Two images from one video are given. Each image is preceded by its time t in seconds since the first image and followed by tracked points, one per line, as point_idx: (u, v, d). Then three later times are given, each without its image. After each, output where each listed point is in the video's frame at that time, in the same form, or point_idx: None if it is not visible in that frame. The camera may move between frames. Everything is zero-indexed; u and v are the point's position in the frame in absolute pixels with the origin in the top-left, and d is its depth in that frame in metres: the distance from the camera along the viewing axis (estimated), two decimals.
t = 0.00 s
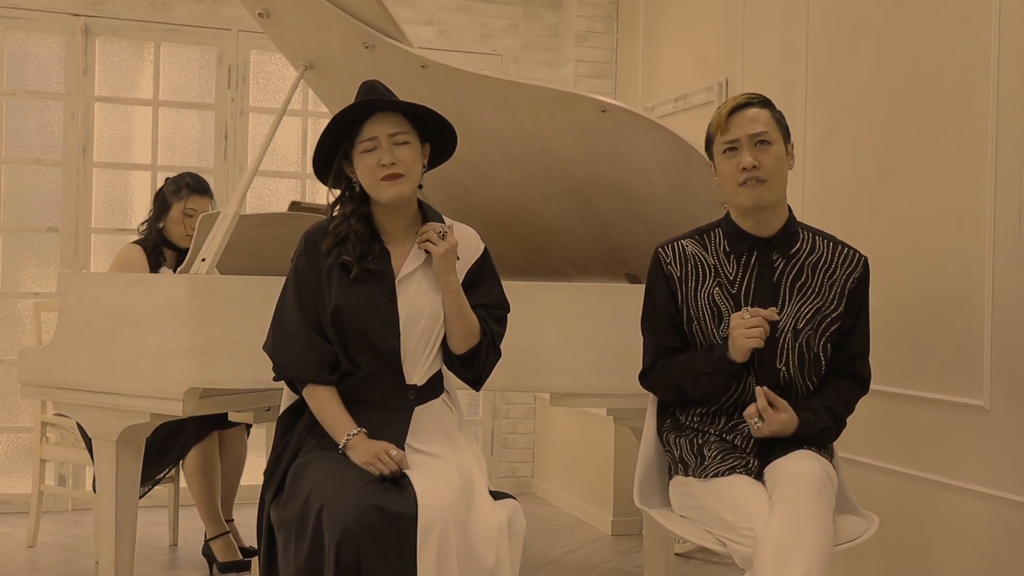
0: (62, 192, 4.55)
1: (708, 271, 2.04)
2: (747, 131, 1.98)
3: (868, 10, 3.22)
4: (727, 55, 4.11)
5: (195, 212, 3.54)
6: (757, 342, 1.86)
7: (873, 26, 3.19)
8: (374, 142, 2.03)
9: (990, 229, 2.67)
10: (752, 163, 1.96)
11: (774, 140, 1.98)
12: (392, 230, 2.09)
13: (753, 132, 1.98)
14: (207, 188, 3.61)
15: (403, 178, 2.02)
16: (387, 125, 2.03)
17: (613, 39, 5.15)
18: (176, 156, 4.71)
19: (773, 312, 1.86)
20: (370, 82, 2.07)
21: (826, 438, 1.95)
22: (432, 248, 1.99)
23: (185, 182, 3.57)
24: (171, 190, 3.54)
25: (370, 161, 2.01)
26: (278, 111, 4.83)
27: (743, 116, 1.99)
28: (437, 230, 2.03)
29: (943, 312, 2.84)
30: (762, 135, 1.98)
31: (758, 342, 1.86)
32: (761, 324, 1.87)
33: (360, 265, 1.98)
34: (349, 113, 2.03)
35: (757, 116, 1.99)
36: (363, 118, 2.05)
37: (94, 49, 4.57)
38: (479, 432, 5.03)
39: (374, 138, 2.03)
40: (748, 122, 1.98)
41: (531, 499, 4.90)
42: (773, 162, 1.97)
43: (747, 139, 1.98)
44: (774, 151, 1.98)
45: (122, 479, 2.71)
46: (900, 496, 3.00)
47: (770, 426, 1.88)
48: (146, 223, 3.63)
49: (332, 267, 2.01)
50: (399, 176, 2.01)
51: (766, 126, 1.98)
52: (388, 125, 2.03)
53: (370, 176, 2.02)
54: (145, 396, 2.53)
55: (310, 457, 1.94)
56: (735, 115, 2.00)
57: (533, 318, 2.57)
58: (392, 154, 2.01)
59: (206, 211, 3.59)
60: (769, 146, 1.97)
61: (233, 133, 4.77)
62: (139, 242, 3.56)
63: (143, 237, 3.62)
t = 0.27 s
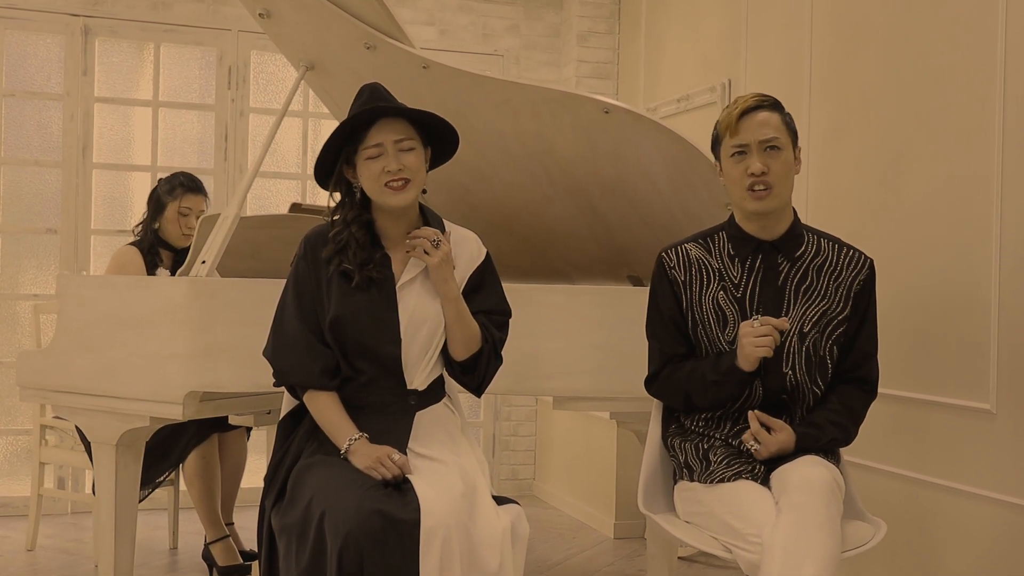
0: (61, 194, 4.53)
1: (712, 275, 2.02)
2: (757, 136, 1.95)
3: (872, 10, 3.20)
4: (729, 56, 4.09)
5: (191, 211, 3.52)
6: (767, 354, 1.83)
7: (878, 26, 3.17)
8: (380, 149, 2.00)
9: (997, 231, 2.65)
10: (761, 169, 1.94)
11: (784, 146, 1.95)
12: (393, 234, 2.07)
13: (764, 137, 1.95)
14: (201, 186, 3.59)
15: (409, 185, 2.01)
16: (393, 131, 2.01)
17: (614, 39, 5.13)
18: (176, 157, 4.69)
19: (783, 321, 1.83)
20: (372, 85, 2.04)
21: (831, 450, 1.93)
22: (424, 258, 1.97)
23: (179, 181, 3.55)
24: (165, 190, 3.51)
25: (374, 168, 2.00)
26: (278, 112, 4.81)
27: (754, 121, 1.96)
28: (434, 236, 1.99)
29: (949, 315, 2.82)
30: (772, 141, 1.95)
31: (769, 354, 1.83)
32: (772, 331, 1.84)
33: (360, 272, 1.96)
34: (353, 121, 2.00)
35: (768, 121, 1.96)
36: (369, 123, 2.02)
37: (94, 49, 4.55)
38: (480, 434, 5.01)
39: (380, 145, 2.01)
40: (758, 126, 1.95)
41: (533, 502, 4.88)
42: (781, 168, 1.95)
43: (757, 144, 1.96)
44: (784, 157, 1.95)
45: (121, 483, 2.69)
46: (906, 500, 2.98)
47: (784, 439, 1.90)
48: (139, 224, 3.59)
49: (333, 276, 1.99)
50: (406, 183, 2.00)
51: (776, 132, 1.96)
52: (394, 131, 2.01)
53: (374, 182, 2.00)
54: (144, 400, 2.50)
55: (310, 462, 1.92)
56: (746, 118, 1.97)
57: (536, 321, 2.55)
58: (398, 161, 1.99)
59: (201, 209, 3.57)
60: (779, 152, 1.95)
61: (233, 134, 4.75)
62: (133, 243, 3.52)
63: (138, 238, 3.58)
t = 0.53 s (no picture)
0: (60, 195, 4.51)
1: (714, 276, 2.00)
2: (763, 135, 1.93)
3: (875, 11, 3.18)
4: (731, 57, 4.08)
5: (183, 209, 3.49)
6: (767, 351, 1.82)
7: (881, 27, 3.15)
8: (384, 155, 1.99)
9: (1001, 234, 2.64)
10: (765, 167, 1.92)
11: (788, 146, 1.94)
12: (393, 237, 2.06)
13: (768, 136, 1.93)
14: (191, 184, 3.57)
15: (413, 192, 1.99)
16: (397, 137, 1.99)
17: (616, 39, 5.11)
18: (175, 158, 4.67)
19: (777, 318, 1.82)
20: (376, 88, 2.02)
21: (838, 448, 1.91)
22: (411, 278, 1.94)
23: (170, 180, 3.53)
24: (157, 189, 3.49)
25: (379, 173, 1.98)
26: (278, 113, 4.79)
27: (759, 119, 1.94)
28: (417, 247, 1.96)
29: (953, 317, 2.81)
30: (777, 140, 1.93)
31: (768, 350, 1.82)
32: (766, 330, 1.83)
33: (361, 276, 1.95)
34: (358, 125, 1.98)
35: (773, 120, 1.94)
36: (373, 127, 2.00)
37: (93, 50, 4.53)
38: (481, 436, 4.99)
39: (384, 151, 1.99)
40: (764, 125, 1.94)
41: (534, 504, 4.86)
42: (785, 167, 1.93)
43: (761, 142, 1.94)
44: (788, 158, 1.94)
45: (119, 486, 2.68)
46: (909, 504, 2.96)
47: (783, 444, 1.87)
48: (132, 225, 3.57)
49: (333, 281, 1.97)
50: (410, 190, 1.99)
51: (780, 131, 1.94)
52: (399, 137, 1.99)
53: (378, 189, 1.98)
54: (143, 403, 2.49)
55: (310, 467, 1.90)
56: (751, 116, 1.95)
57: (537, 324, 2.54)
58: (402, 167, 1.98)
59: (193, 206, 3.54)
60: (783, 151, 1.93)
61: (233, 135, 4.73)
62: (127, 244, 3.50)
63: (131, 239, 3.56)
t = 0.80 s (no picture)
0: (59, 196, 4.50)
1: (715, 276, 1.98)
2: (766, 124, 1.94)
3: (878, 11, 3.16)
4: (733, 57, 4.06)
5: (174, 205, 3.49)
6: (767, 320, 1.78)
7: (883, 27, 3.13)
8: (380, 152, 1.97)
9: (1005, 236, 2.62)
10: (766, 150, 1.91)
11: (790, 137, 1.94)
12: (392, 237, 2.04)
13: (771, 125, 1.94)
14: (179, 180, 3.57)
15: (410, 193, 1.97)
16: (394, 136, 1.98)
17: (616, 40, 5.09)
18: (174, 159, 4.65)
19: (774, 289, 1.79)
20: (373, 87, 2.00)
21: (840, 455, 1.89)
22: (405, 283, 1.92)
23: (157, 178, 3.53)
24: (146, 189, 3.49)
25: (375, 173, 1.96)
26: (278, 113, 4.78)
27: (762, 110, 1.96)
28: (406, 253, 1.95)
29: (956, 320, 2.79)
30: (780, 130, 1.93)
31: (767, 320, 1.79)
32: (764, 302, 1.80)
33: (360, 276, 1.94)
34: (354, 125, 1.96)
35: (777, 113, 1.96)
36: (370, 128, 1.98)
37: (92, 50, 4.52)
38: (482, 438, 4.97)
39: (380, 148, 1.98)
40: (768, 115, 1.95)
41: (534, 507, 4.84)
42: (788, 155, 1.92)
43: (764, 131, 1.94)
44: (790, 147, 1.93)
45: (117, 489, 2.66)
46: (912, 507, 2.95)
47: (782, 452, 1.86)
48: (123, 228, 3.55)
49: (332, 281, 1.95)
50: (407, 191, 1.97)
51: (784, 123, 1.95)
52: (396, 136, 1.98)
53: (374, 189, 1.96)
54: (141, 406, 2.47)
55: (310, 471, 1.88)
56: (754, 109, 1.97)
57: (537, 326, 2.52)
58: (399, 167, 1.96)
59: (183, 203, 3.54)
60: (786, 140, 1.93)
61: (232, 136, 4.71)
62: (119, 246, 3.47)
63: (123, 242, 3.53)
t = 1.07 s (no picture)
0: (58, 198, 4.48)
1: (717, 284, 1.96)
2: (783, 131, 1.93)
3: (880, 14, 3.15)
4: (734, 59, 4.04)
5: (164, 204, 3.47)
6: (769, 312, 1.78)
7: (886, 29, 3.12)
8: (379, 155, 1.96)
9: (1009, 240, 2.60)
10: (784, 157, 1.90)
11: (803, 148, 1.94)
12: (392, 242, 2.03)
13: (787, 133, 1.93)
14: (167, 179, 3.55)
15: (410, 196, 1.95)
16: (393, 138, 1.96)
17: (617, 41, 5.08)
18: (174, 161, 4.64)
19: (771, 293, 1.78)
20: (371, 91, 1.99)
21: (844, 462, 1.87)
22: (402, 289, 1.91)
23: (145, 179, 3.52)
24: (135, 191, 3.48)
25: (375, 176, 1.94)
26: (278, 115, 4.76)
27: (778, 116, 1.95)
28: (404, 259, 1.95)
29: (960, 324, 2.78)
30: (795, 140, 1.93)
31: (770, 314, 1.79)
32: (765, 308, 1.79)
33: (360, 283, 1.92)
34: (351, 128, 1.95)
35: (792, 122, 1.96)
36: (368, 131, 1.97)
37: (91, 52, 4.50)
38: (482, 441, 4.96)
39: (379, 151, 1.96)
40: (784, 123, 1.94)
41: (535, 510, 4.83)
42: (801, 165, 1.91)
43: (780, 138, 1.93)
44: (803, 157, 1.93)
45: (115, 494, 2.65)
46: (916, 513, 2.93)
47: (784, 461, 1.84)
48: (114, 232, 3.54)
49: (331, 288, 1.94)
50: (406, 195, 1.95)
51: (798, 132, 1.95)
52: (393, 138, 1.96)
53: (375, 193, 1.94)
54: (140, 412, 2.46)
55: (309, 479, 1.86)
56: (770, 114, 1.96)
57: (538, 331, 2.50)
58: (398, 170, 1.94)
59: (174, 201, 3.53)
60: (800, 151, 1.93)
61: (231, 138, 4.70)
62: (113, 249, 3.46)
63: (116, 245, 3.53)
